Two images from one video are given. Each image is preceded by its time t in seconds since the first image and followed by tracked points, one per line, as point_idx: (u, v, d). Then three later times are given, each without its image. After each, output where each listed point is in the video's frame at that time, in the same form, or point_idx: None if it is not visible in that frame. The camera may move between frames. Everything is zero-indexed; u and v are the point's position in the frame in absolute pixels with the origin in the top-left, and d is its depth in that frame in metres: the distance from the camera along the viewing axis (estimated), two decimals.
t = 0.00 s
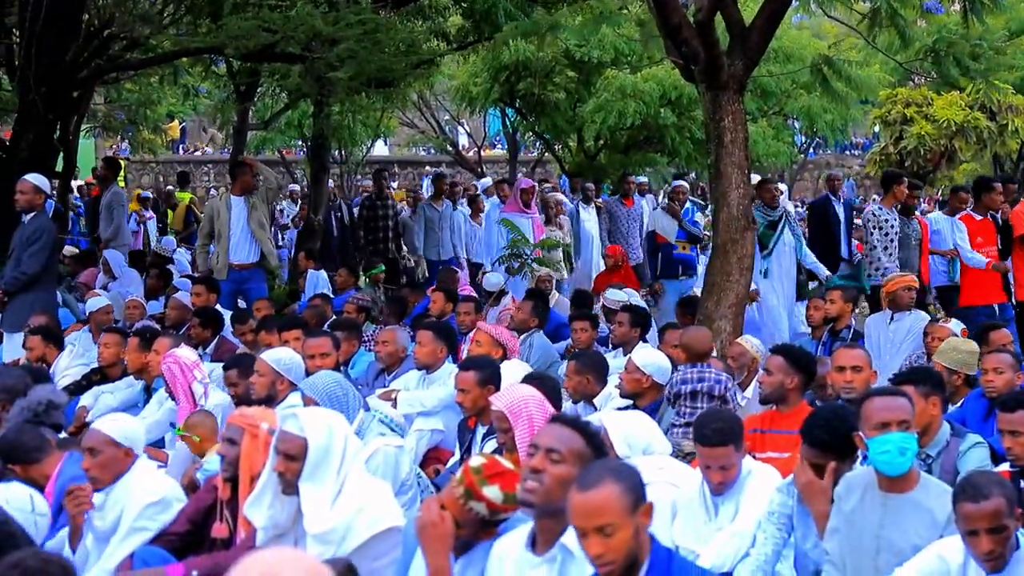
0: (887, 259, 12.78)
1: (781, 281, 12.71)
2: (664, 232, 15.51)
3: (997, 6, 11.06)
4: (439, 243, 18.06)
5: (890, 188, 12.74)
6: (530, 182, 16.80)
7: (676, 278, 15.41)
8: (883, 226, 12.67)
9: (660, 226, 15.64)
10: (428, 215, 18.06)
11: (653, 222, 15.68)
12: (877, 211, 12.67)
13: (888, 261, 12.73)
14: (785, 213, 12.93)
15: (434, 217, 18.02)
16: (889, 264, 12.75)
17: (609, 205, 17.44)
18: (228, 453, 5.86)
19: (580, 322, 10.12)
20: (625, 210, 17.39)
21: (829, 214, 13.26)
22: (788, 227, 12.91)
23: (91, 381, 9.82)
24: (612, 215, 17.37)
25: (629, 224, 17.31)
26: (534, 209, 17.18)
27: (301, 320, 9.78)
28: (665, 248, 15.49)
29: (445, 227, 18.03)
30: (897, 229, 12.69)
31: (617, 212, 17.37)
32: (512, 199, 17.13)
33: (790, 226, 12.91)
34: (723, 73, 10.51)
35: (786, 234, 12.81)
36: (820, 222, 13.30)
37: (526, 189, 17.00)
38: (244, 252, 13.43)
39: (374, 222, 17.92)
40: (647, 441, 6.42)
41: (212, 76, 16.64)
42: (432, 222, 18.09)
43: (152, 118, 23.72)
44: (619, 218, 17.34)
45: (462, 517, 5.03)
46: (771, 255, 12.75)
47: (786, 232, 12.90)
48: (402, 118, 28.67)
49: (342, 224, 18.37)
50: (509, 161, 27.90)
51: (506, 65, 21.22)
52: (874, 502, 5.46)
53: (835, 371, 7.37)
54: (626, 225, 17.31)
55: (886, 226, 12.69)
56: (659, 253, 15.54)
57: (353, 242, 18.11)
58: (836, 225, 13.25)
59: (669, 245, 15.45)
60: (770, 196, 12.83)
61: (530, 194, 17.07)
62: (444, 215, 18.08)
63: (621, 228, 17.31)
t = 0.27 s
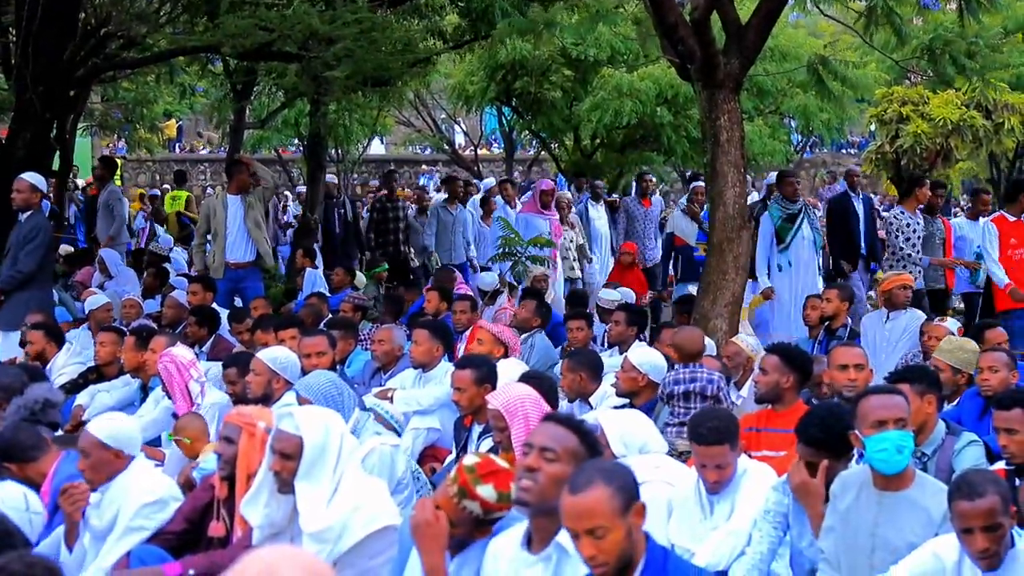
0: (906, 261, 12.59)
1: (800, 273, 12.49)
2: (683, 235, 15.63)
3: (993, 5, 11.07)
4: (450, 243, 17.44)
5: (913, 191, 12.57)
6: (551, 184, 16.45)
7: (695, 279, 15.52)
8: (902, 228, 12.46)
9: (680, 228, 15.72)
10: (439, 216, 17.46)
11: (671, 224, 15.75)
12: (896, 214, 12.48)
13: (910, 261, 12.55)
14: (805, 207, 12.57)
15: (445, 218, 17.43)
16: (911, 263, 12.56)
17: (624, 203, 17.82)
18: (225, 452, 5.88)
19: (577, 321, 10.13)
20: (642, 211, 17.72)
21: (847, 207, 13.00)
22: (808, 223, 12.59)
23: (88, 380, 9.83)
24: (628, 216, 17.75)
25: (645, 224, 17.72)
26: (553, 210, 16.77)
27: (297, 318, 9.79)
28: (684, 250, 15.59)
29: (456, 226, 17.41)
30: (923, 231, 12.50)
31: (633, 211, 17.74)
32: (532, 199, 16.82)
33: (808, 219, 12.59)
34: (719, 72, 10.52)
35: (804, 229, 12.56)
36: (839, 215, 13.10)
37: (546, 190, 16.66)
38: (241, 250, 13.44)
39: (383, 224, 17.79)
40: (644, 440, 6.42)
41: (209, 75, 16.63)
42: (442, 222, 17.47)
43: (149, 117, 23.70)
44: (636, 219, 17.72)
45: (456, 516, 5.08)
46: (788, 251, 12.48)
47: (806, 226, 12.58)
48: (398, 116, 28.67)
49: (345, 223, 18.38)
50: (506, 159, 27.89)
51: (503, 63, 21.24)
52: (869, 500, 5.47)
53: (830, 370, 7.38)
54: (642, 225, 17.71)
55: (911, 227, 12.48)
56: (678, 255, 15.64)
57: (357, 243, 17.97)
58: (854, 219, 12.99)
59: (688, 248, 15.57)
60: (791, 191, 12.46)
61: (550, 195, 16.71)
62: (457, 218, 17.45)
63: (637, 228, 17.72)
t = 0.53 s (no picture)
0: (931, 262, 12.56)
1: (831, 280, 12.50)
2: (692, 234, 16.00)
3: (986, 6, 11.07)
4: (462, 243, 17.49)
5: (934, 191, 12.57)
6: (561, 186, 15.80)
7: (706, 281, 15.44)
8: (926, 229, 12.51)
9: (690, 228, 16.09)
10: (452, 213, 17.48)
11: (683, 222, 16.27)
12: (918, 214, 12.57)
13: (930, 261, 12.53)
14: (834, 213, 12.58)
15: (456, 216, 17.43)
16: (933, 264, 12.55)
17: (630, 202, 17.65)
18: (220, 452, 5.88)
19: (570, 321, 10.13)
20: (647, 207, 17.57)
21: (866, 211, 13.41)
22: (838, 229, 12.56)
23: (81, 379, 9.81)
24: (634, 213, 17.62)
25: (651, 222, 17.63)
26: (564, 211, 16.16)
27: (291, 318, 9.78)
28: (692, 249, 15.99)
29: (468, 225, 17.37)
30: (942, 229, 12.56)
31: (639, 209, 17.60)
32: (541, 200, 16.24)
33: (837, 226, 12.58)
34: (713, 72, 10.53)
35: (834, 235, 12.52)
36: (858, 218, 13.47)
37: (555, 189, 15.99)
38: (233, 250, 13.42)
39: (390, 222, 18.11)
40: (637, 440, 6.44)
41: (202, 74, 16.60)
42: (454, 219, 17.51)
43: (142, 117, 23.65)
44: (641, 217, 17.59)
45: (436, 498, 5.16)
46: (817, 257, 12.48)
47: (834, 232, 12.54)
48: (392, 116, 28.66)
49: (350, 225, 18.76)
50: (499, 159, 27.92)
51: (497, 63, 21.23)
52: (862, 501, 5.47)
53: (825, 371, 7.38)
54: (649, 223, 17.61)
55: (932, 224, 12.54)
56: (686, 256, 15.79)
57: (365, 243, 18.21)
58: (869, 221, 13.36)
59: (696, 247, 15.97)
60: (821, 197, 12.47)
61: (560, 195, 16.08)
62: (468, 215, 17.43)
63: (643, 226, 17.64)
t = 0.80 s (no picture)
0: (935, 265, 12.24)
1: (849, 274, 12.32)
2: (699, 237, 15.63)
3: (978, 7, 11.08)
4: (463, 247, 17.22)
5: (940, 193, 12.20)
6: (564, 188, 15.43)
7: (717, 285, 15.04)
8: (929, 231, 12.15)
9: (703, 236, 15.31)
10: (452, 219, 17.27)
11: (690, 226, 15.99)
12: (921, 215, 12.19)
13: (937, 265, 12.20)
14: (850, 208, 12.40)
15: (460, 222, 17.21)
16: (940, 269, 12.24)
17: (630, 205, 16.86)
18: (211, 452, 5.88)
19: (561, 322, 10.13)
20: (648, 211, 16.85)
21: (878, 208, 13.39)
22: (854, 224, 12.39)
23: (72, 380, 9.79)
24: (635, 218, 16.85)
25: (653, 227, 16.84)
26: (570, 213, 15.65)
27: (282, 318, 9.78)
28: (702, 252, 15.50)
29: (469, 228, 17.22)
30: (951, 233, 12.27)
31: (639, 215, 16.80)
32: (546, 202, 15.73)
33: (853, 221, 12.40)
34: (705, 73, 10.52)
35: (849, 230, 12.36)
36: (871, 216, 13.43)
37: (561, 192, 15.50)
38: (225, 250, 13.42)
39: (390, 226, 18.22)
40: (629, 440, 6.43)
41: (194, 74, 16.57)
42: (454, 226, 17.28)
43: (133, 117, 23.60)
44: (642, 222, 16.79)
45: (417, 482, 5.17)
46: (835, 251, 12.33)
47: (850, 227, 12.38)
48: (384, 116, 28.64)
49: (351, 224, 18.40)
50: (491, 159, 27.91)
51: (489, 63, 21.23)
52: (853, 501, 5.48)
53: (817, 372, 7.39)
54: (651, 229, 16.83)
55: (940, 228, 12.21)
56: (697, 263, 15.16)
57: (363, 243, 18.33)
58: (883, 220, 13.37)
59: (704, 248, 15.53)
60: (838, 192, 12.26)
61: (565, 198, 15.56)
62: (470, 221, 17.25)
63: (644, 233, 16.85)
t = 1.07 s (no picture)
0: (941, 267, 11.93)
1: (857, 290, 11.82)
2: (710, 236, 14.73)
3: (963, 9, 11.10)
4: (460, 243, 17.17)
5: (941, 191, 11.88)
6: (564, 184, 16.07)
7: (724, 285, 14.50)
8: (933, 232, 11.91)
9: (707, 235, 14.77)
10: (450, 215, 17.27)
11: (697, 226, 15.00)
12: (923, 216, 11.91)
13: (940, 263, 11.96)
14: (860, 217, 11.91)
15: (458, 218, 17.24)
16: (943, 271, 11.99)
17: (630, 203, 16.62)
18: (196, 453, 5.89)
19: (547, 323, 10.13)
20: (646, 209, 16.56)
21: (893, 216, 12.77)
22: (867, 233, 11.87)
23: (58, 380, 9.77)
24: (633, 216, 16.63)
25: (651, 225, 16.64)
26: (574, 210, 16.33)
27: (268, 319, 9.76)
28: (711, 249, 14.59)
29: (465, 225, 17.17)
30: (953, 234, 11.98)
31: (638, 211, 16.58)
32: (548, 201, 16.39)
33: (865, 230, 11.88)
34: (691, 75, 10.53)
35: (861, 240, 11.84)
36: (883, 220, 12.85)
37: (563, 189, 16.16)
38: (211, 251, 13.40)
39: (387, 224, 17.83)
40: (614, 441, 6.46)
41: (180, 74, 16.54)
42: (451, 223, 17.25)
43: (119, 118, 23.56)
44: (640, 218, 16.61)
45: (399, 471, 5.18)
46: (845, 263, 11.84)
47: (861, 236, 11.85)
48: (370, 118, 28.62)
49: (348, 226, 18.64)
50: (477, 160, 27.91)
51: (475, 64, 21.22)
52: (837, 502, 5.49)
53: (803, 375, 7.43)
54: (649, 226, 16.63)
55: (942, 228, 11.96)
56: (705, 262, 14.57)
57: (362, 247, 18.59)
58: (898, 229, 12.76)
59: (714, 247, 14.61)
60: (847, 201, 11.80)
61: (566, 194, 16.22)
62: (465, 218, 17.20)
63: (643, 229, 16.67)
